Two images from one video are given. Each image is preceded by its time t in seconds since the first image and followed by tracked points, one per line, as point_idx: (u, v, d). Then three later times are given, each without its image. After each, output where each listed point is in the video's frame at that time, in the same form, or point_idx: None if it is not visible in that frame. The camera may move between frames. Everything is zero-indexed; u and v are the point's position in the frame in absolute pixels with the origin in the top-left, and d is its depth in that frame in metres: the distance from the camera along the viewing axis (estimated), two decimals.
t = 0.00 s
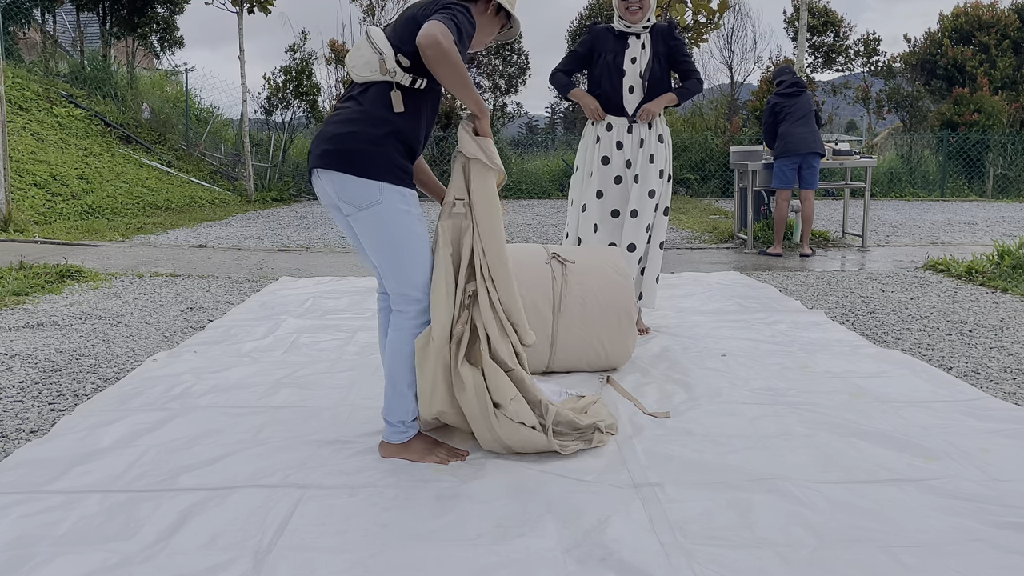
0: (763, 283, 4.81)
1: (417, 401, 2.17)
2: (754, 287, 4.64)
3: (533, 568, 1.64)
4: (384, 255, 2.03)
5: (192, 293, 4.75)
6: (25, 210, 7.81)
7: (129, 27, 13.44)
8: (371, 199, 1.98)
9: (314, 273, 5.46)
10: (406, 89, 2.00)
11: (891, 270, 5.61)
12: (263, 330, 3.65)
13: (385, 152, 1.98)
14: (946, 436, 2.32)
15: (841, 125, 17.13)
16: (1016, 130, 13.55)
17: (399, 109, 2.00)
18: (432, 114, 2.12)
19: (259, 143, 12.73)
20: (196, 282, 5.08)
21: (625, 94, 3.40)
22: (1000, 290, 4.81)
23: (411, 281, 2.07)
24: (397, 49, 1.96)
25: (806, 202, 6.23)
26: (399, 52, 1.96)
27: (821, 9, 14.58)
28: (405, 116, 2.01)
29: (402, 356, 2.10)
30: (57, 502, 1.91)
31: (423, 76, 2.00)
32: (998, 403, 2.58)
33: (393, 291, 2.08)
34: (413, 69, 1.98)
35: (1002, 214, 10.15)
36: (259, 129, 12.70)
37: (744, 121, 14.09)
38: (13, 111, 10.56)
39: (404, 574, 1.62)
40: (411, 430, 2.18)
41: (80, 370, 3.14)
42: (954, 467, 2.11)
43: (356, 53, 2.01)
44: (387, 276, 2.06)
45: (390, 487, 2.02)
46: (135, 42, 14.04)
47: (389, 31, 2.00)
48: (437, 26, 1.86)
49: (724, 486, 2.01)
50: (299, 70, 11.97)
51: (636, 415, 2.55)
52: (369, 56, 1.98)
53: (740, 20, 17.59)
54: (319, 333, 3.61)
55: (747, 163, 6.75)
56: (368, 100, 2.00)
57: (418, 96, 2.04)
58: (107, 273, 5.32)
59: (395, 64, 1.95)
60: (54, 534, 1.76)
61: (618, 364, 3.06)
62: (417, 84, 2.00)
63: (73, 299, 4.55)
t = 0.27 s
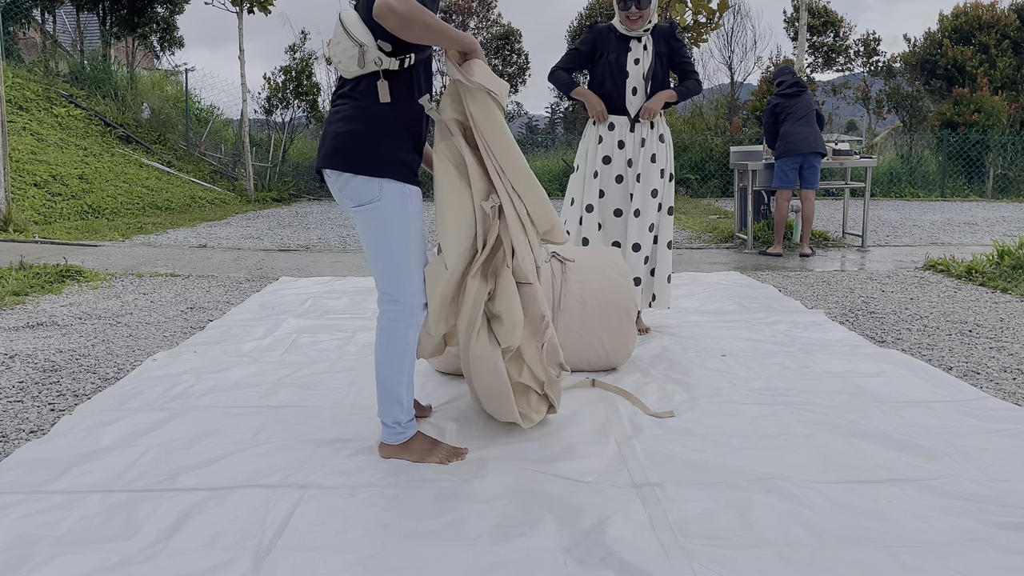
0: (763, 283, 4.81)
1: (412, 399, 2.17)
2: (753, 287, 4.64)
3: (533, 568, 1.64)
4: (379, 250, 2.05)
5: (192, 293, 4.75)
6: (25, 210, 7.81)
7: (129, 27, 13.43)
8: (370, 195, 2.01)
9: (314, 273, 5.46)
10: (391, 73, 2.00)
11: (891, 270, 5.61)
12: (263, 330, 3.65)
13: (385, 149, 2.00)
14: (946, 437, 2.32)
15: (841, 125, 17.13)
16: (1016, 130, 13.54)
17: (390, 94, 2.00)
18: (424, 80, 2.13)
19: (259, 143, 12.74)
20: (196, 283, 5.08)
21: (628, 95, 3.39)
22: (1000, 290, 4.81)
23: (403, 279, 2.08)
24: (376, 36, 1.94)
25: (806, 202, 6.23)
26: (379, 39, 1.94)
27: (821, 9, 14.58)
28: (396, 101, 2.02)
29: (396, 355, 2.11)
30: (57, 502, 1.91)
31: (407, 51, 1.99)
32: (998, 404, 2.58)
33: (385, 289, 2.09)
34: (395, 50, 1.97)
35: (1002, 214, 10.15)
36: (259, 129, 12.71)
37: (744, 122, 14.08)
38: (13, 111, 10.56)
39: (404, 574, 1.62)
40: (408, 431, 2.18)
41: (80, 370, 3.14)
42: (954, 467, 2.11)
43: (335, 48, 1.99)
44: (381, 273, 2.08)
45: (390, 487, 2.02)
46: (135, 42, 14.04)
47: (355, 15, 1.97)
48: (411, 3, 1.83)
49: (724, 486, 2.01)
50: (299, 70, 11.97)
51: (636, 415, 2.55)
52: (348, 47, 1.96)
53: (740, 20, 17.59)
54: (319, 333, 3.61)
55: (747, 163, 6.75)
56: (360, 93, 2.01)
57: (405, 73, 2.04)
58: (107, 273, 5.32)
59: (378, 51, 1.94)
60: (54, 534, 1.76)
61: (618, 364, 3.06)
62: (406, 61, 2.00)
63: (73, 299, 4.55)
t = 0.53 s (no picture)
0: (762, 283, 4.81)
1: (409, 398, 2.17)
2: (753, 287, 4.64)
3: (533, 568, 1.64)
4: (373, 249, 2.07)
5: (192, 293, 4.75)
6: (25, 210, 7.81)
7: (129, 27, 13.43)
8: (363, 195, 2.02)
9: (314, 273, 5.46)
10: (378, 75, 2.01)
11: (891, 270, 5.61)
12: (263, 330, 3.65)
13: (378, 148, 2.01)
14: (946, 436, 2.32)
15: (841, 125, 17.13)
16: (1016, 130, 13.54)
17: (378, 93, 2.01)
18: (416, 72, 2.13)
19: (258, 143, 12.75)
20: (196, 282, 5.08)
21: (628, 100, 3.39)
22: (1000, 290, 4.81)
23: (395, 277, 2.09)
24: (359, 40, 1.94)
25: (806, 201, 6.24)
26: (364, 42, 1.94)
27: (821, 9, 14.59)
28: (384, 99, 2.02)
29: (391, 354, 2.11)
30: (58, 502, 1.91)
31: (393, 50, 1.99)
32: (998, 403, 2.58)
33: (378, 287, 2.10)
34: (381, 50, 1.97)
35: (1002, 214, 10.16)
36: (259, 130, 12.72)
37: (744, 122, 14.08)
38: (13, 111, 10.57)
39: (405, 574, 1.62)
40: (407, 430, 2.17)
41: (80, 370, 3.14)
42: (954, 467, 2.11)
43: (321, 53, 1.99)
44: (376, 271, 2.09)
45: (390, 487, 2.02)
46: (135, 42, 14.04)
47: (336, 16, 1.95)
48: (392, 8, 1.84)
49: (724, 486, 2.01)
50: (299, 70, 11.97)
51: (635, 415, 2.55)
52: (333, 52, 1.95)
53: (740, 20, 17.60)
54: (319, 333, 3.61)
55: (747, 163, 6.75)
56: (349, 95, 2.03)
57: (394, 70, 2.05)
58: (107, 273, 5.32)
59: (365, 55, 1.94)
60: (54, 534, 1.76)
61: (619, 362, 3.06)
62: (394, 59, 2.01)
63: (73, 299, 4.55)
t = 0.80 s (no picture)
0: (762, 283, 4.81)
1: (405, 393, 2.18)
2: (753, 287, 4.64)
3: (534, 568, 1.64)
4: (363, 244, 2.08)
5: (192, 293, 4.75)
6: (25, 210, 7.81)
7: (129, 27, 13.44)
8: (353, 192, 2.04)
9: (314, 273, 5.46)
10: (363, 72, 2.04)
11: (891, 270, 5.61)
12: (263, 330, 3.65)
13: (366, 144, 2.03)
14: (945, 436, 2.32)
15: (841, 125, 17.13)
16: (1016, 130, 13.54)
17: (362, 90, 2.03)
18: (401, 67, 2.16)
19: (259, 143, 12.75)
20: (196, 282, 5.08)
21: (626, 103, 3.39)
22: (1000, 290, 4.81)
23: (387, 272, 2.10)
24: (343, 40, 1.98)
25: (807, 201, 6.25)
26: (349, 42, 1.98)
27: (821, 9, 14.59)
28: (368, 95, 2.04)
29: (384, 349, 2.13)
30: (58, 502, 1.91)
31: (377, 47, 2.03)
32: (998, 403, 2.58)
33: (372, 282, 2.11)
34: (366, 48, 2.01)
35: (1002, 214, 10.16)
36: (259, 130, 12.72)
37: (744, 122, 14.09)
38: (13, 111, 10.56)
39: (405, 573, 1.62)
40: (405, 427, 2.19)
41: (80, 370, 3.14)
42: (954, 467, 2.11)
43: (310, 56, 2.04)
44: (370, 266, 2.10)
45: (390, 488, 2.02)
46: (135, 42, 14.05)
47: (321, 20, 1.99)
48: (369, 6, 1.87)
49: (724, 486, 2.01)
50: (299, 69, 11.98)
51: (635, 415, 2.55)
52: (319, 53, 2.00)
53: (740, 20, 17.61)
54: (319, 333, 3.61)
55: (747, 163, 6.75)
56: (336, 94, 2.06)
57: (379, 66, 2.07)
58: (107, 273, 5.32)
59: (350, 54, 1.99)
60: (54, 534, 1.76)
61: (619, 361, 3.05)
62: (380, 56, 2.04)
63: (73, 299, 4.55)
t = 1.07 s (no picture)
0: (762, 283, 4.81)
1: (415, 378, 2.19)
2: (753, 287, 4.64)
3: (534, 568, 1.64)
4: (374, 232, 2.09)
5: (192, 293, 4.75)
6: (25, 210, 7.81)
7: (129, 27, 13.44)
8: (358, 186, 2.05)
9: (314, 273, 5.46)
10: (356, 69, 2.04)
11: (891, 270, 5.61)
12: (263, 330, 3.65)
13: (366, 138, 2.03)
14: (946, 436, 2.32)
15: (841, 125, 17.12)
16: (1016, 130, 13.54)
17: (356, 86, 2.04)
18: (394, 62, 2.16)
19: (258, 143, 12.75)
20: (196, 283, 5.08)
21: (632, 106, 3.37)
22: (1000, 290, 4.81)
23: (401, 258, 2.11)
24: (336, 39, 1.98)
25: (807, 201, 6.25)
26: (341, 41, 1.98)
27: (821, 9, 14.59)
28: (364, 91, 2.05)
29: (399, 335, 2.14)
30: (58, 502, 1.91)
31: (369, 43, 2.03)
32: (998, 403, 2.58)
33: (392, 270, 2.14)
34: (358, 46, 2.01)
35: (1002, 214, 10.16)
36: (259, 130, 12.71)
37: (744, 122, 14.08)
38: (13, 111, 10.56)
39: (405, 574, 1.62)
40: (413, 415, 2.21)
41: (80, 370, 3.14)
42: (954, 467, 2.11)
43: (304, 57, 2.04)
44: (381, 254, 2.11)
45: (390, 488, 2.02)
46: (135, 42, 14.04)
47: (313, 22, 2.00)
48: (360, 6, 1.88)
49: (725, 486, 2.01)
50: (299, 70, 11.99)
51: (636, 415, 2.55)
52: (312, 54, 2.00)
53: (740, 20, 17.61)
54: (319, 333, 3.61)
55: (747, 163, 6.75)
56: (331, 91, 2.06)
57: (371, 62, 2.07)
58: (107, 273, 5.32)
59: (343, 52, 1.99)
60: (55, 534, 1.76)
61: (619, 362, 3.05)
62: (371, 53, 2.05)
63: (73, 299, 4.55)
